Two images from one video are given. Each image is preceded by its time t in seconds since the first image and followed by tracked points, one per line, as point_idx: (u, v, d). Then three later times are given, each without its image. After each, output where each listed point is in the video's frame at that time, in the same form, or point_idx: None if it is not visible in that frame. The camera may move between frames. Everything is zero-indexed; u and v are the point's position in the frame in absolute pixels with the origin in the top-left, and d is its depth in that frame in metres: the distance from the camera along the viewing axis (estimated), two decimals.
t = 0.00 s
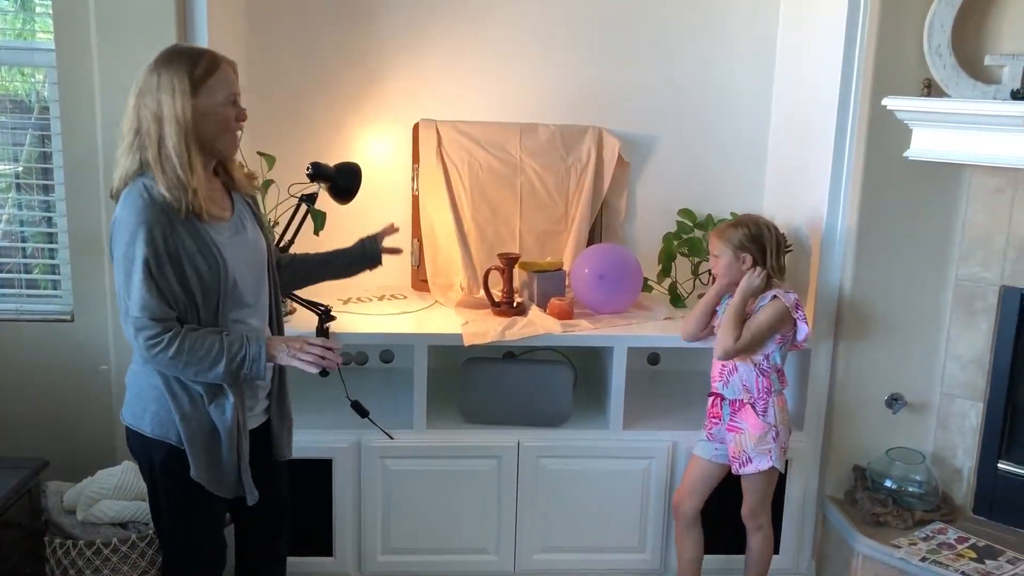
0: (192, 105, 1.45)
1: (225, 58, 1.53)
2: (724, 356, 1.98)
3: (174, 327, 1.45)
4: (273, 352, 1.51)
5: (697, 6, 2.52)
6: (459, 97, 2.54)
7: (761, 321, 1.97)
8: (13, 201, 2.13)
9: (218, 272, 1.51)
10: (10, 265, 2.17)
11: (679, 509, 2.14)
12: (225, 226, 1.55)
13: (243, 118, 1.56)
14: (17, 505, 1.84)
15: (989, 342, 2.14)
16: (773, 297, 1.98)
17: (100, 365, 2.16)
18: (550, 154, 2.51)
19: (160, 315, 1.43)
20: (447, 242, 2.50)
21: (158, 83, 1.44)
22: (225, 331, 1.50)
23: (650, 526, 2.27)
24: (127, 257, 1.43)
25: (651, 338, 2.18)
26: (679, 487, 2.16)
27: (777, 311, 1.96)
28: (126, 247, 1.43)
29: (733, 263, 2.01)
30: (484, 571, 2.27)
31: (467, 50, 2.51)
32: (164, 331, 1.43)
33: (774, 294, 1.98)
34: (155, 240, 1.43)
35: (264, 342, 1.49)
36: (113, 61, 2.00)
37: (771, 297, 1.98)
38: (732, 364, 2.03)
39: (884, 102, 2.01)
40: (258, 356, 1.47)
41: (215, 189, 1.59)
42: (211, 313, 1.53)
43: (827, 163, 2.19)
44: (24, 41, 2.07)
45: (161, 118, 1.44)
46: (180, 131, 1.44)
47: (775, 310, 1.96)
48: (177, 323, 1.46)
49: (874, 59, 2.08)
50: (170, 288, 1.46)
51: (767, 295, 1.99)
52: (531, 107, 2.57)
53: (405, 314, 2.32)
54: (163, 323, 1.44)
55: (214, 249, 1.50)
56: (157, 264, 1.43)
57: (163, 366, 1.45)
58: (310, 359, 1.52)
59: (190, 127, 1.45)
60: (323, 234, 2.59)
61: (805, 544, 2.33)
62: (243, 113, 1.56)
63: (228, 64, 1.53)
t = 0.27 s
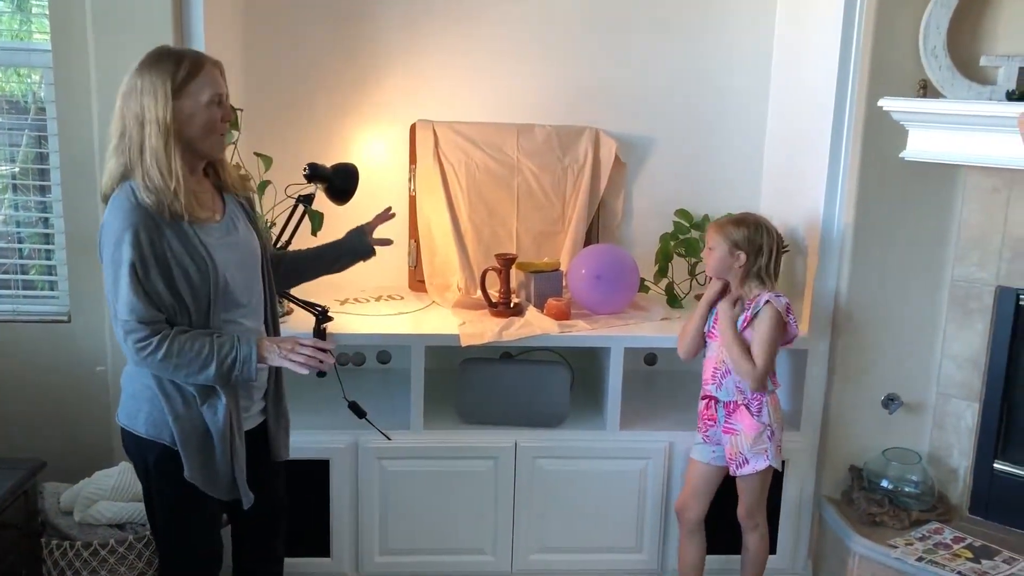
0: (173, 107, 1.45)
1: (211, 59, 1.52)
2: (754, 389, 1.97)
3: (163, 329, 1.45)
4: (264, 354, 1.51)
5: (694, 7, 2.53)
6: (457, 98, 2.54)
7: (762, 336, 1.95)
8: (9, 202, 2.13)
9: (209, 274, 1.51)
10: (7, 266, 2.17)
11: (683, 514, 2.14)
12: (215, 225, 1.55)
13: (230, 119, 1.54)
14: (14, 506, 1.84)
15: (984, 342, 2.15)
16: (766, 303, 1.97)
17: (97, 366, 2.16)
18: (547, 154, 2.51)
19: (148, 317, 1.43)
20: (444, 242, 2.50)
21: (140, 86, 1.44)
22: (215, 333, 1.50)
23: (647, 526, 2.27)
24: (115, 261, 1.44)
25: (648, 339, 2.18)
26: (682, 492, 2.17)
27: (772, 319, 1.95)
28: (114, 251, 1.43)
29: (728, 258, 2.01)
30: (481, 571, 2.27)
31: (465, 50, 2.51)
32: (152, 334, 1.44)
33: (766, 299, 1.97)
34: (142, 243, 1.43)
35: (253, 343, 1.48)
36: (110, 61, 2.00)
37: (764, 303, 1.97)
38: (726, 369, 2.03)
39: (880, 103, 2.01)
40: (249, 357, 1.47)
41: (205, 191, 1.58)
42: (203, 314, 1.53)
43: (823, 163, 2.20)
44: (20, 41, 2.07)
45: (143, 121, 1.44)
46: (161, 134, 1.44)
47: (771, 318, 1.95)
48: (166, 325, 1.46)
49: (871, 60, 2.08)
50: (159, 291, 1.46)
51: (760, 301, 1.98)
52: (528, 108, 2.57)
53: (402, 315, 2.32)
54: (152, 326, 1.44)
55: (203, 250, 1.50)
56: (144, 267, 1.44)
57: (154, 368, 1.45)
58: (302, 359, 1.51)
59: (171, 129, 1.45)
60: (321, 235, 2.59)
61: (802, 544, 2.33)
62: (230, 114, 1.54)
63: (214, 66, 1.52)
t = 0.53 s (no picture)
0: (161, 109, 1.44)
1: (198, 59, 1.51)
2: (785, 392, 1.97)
3: (157, 332, 1.45)
4: (259, 355, 1.49)
5: (691, 8, 2.53)
6: (454, 99, 2.55)
7: (775, 338, 1.96)
8: (6, 202, 2.13)
9: (203, 275, 1.51)
10: (4, 266, 2.17)
11: (681, 515, 2.14)
12: (207, 225, 1.55)
13: (219, 119, 1.54)
14: (11, 507, 1.84)
15: (981, 343, 2.15)
16: (770, 305, 1.97)
17: (94, 366, 2.16)
18: (544, 155, 2.51)
19: (140, 320, 1.44)
20: (441, 243, 2.50)
21: (127, 88, 1.43)
22: (210, 334, 1.50)
23: (644, 527, 2.27)
24: (106, 265, 1.44)
25: (645, 339, 2.18)
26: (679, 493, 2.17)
27: (777, 320, 1.96)
28: (105, 255, 1.44)
29: (727, 258, 2.01)
30: (478, 572, 2.27)
31: (462, 51, 2.51)
32: (146, 336, 1.44)
33: (770, 300, 1.97)
34: (133, 247, 1.43)
35: (249, 342, 1.48)
36: (107, 61, 2.00)
37: (768, 305, 1.97)
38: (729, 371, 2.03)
39: (877, 104, 2.01)
40: (243, 357, 1.47)
41: (196, 192, 1.58)
42: (197, 316, 1.53)
43: (820, 164, 2.20)
44: (17, 42, 2.07)
45: (131, 124, 1.44)
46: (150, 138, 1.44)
47: (775, 318, 1.96)
48: (159, 327, 1.46)
49: (867, 61, 2.09)
50: (151, 294, 1.46)
51: (764, 303, 1.97)
52: (525, 109, 2.57)
53: (399, 315, 2.32)
54: (145, 328, 1.44)
55: (194, 251, 1.50)
56: (135, 271, 1.44)
57: (148, 370, 1.45)
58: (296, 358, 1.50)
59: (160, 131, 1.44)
60: (318, 235, 2.59)
61: (799, 544, 2.34)
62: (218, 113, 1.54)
63: (202, 66, 1.51)
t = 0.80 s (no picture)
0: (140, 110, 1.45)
1: (181, 58, 1.50)
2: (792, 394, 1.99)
3: (151, 331, 1.45)
4: (255, 355, 1.49)
5: (688, 8, 2.53)
6: (451, 98, 2.54)
7: (781, 339, 1.97)
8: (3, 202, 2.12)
9: (198, 274, 1.51)
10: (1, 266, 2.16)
11: (682, 516, 2.14)
12: (202, 224, 1.54)
13: (204, 118, 1.52)
14: (8, 506, 1.84)
15: (978, 342, 2.15)
16: (778, 306, 1.97)
17: (91, 366, 2.16)
18: (541, 154, 2.51)
19: (135, 319, 1.43)
20: (439, 243, 2.50)
21: (108, 91, 1.44)
22: (205, 333, 1.50)
23: (641, 526, 2.27)
24: (101, 263, 1.44)
25: (642, 339, 2.18)
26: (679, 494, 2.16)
27: (784, 320, 1.97)
28: (99, 254, 1.43)
29: (731, 259, 1.99)
30: (476, 571, 2.27)
31: (459, 51, 2.51)
32: (140, 336, 1.43)
33: (777, 300, 1.97)
34: (127, 245, 1.43)
35: (242, 341, 1.48)
36: (104, 60, 1.99)
37: (775, 305, 1.97)
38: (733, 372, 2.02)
39: (874, 103, 2.01)
40: (238, 357, 1.47)
41: (190, 191, 1.59)
42: (193, 315, 1.52)
43: (817, 163, 2.20)
44: (14, 41, 2.06)
45: (113, 126, 1.44)
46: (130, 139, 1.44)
47: (782, 318, 1.97)
48: (154, 326, 1.46)
49: (865, 61, 2.09)
50: (146, 293, 1.46)
51: (770, 303, 1.98)
52: (523, 108, 2.57)
53: (397, 315, 2.32)
54: (139, 328, 1.44)
55: (190, 250, 1.50)
56: (131, 270, 1.43)
57: (143, 370, 1.45)
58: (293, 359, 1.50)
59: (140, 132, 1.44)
60: (315, 235, 2.59)
61: (796, 543, 2.34)
62: (203, 112, 1.52)
63: (184, 64, 1.50)
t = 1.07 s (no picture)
0: (117, 111, 1.46)
1: (163, 57, 1.49)
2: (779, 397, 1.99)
3: (150, 328, 1.45)
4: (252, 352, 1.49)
5: (687, 5, 2.53)
6: (450, 96, 2.54)
7: (782, 341, 1.97)
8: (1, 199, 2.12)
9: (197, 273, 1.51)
10: None
11: (682, 514, 2.14)
12: (200, 222, 1.55)
13: (186, 116, 1.49)
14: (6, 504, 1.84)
15: (976, 340, 2.15)
16: (785, 306, 1.96)
17: (89, 364, 2.17)
18: (540, 152, 2.51)
19: (134, 314, 1.43)
20: (437, 240, 2.50)
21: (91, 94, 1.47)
22: (203, 331, 1.50)
23: (639, 524, 2.27)
24: (100, 259, 1.44)
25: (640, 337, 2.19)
26: (680, 493, 2.17)
27: (789, 321, 1.97)
28: (98, 249, 1.44)
29: (741, 259, 1.98)
30: (474, 569, 2.27)
31: (458, 48, 2.51)
32: (139, 332, 1.43)
33: (785, 301, 1.97)
34: (126, 241, 1.43)
35: (242, 341, 1.48)
36: (101, 58, 1.99)
37: (783, 305, 1.97)
38: (736, 370, 2.01)
39: (872, 101, 2.02)
40: (236, 354, 1.47)
41: (187, 188, 1.59)
42: (191, 312, 1.52)
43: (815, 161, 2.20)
44: (12, 38, 2.06)
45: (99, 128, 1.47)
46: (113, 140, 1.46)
47: (787, 319, 1.96)
48: (152, 322, 1.46)
49: (863, 59, 2.09)
50: (145, 290, 1.46)
51: (778, 303, 1.97)
52: (521, 106, 2.57)
53: (395, 312, 2.32)
54: (138, 324, 1.44)
55: (189, 247, 1.50)
56: (129, 266, 1.43)
57: (141, 367, 1.45)
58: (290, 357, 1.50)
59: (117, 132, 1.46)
60: (313, 233, 2.59)
61: (794, 541, 2.34)
62: (186, 111, 1.49)
63: (164, 61, 1.50)
